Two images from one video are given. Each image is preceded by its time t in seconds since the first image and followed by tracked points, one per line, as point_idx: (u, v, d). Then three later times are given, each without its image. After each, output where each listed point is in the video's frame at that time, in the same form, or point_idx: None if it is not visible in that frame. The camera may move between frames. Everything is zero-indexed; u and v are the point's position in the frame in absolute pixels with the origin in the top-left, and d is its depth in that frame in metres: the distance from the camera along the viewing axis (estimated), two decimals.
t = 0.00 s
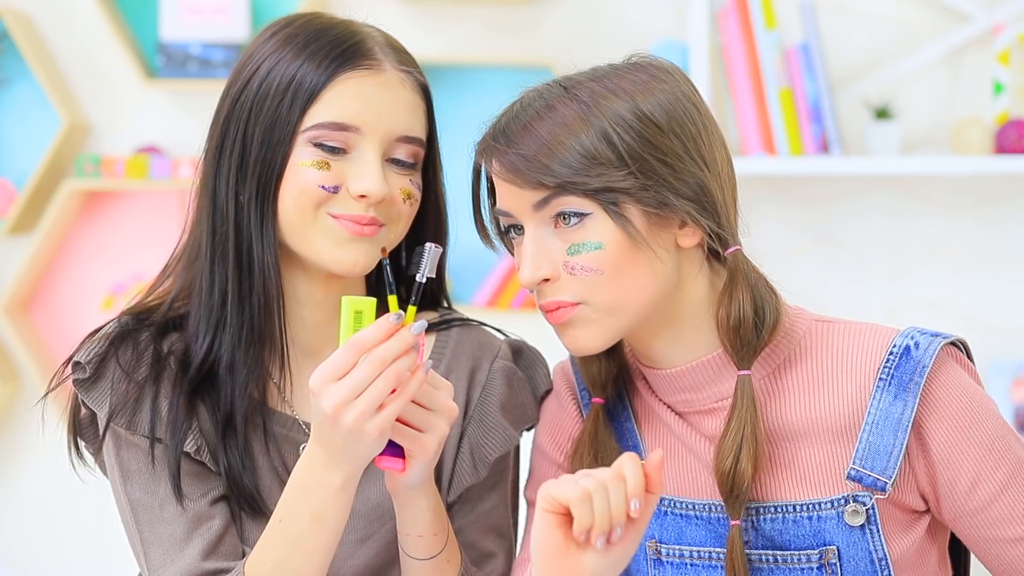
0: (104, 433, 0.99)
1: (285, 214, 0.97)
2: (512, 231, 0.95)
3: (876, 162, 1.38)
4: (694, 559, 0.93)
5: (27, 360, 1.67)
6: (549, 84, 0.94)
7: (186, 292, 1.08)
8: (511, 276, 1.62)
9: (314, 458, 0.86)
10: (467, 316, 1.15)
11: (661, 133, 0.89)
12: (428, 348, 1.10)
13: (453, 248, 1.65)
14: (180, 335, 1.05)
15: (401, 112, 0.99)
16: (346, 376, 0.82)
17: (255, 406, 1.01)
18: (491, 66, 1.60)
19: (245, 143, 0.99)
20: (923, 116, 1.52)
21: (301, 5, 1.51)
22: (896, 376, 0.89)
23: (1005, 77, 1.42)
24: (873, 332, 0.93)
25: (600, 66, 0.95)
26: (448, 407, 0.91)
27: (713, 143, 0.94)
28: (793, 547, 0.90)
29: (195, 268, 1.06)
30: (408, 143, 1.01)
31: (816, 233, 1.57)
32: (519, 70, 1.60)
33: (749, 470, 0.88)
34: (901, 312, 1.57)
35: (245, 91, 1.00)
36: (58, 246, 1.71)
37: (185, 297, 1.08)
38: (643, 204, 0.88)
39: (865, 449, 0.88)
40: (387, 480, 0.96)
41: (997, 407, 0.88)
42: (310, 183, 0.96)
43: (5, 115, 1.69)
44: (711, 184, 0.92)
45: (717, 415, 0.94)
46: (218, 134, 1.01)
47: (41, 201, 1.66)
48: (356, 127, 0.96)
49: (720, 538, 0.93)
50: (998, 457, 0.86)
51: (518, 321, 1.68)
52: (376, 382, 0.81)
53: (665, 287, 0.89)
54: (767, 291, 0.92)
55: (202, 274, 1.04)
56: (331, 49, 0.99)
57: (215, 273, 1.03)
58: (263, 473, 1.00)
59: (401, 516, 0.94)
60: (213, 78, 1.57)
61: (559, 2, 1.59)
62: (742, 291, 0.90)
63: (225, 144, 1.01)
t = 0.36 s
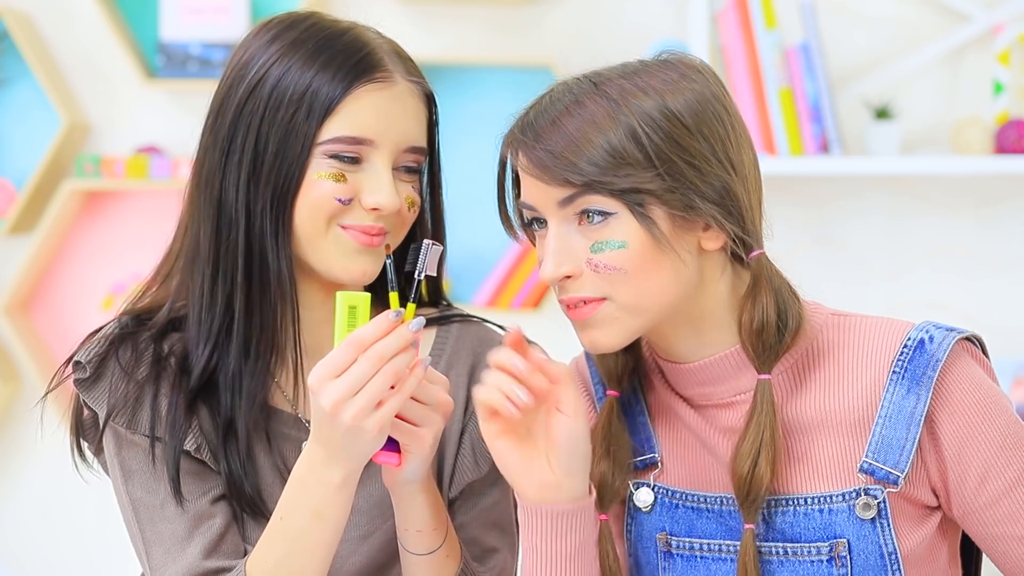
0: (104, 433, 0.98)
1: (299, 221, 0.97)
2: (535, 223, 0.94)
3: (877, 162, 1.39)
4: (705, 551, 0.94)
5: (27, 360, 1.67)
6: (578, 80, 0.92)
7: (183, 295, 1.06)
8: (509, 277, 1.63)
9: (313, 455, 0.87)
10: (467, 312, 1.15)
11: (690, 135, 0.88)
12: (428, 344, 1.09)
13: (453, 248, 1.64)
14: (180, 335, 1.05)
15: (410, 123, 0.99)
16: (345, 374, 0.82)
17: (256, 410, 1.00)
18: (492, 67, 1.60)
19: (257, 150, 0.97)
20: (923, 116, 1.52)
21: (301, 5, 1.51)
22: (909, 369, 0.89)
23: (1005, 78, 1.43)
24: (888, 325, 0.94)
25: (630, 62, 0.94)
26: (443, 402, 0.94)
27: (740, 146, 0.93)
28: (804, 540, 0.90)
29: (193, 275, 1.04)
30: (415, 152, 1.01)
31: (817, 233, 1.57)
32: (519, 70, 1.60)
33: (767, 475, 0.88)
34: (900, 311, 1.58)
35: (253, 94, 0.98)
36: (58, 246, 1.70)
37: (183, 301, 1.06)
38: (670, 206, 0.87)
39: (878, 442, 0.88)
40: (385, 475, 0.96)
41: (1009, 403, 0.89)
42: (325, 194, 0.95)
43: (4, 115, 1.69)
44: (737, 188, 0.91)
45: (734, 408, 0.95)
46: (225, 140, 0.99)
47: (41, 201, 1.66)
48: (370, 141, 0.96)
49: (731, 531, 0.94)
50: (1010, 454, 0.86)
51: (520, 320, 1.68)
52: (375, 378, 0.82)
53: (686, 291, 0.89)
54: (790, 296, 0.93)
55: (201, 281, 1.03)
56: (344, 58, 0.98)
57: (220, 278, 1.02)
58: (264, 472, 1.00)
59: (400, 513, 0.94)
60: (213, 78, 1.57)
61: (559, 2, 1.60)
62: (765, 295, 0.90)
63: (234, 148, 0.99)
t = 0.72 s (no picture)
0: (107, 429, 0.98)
1: (305, 225, 0.98)
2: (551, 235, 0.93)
3: (877, 162, 1.39)
4: (721, 542, 0.94)
5: (27, 360, 1.66)
6: (599, 103, 0.90)
7: (192, 294, 1.06)
8: (510, 276, 1.62)
9: (319, 455, 0.87)
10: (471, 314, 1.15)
11: (709, 161, 0.87)
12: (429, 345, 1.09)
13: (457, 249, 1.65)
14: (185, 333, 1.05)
15: (413, 116, 0.99)
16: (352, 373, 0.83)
17: (263, 412, 1.00)
18: (491, 66, 1.60)
19: (260, 148, 0.97)
20: (923, 116, 1.52)
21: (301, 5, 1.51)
22: (923, 362, 0.89)
23: (1005, 78, 1.43)
24: (902, 322, 0.94)
25: (649, 76, 0.92)
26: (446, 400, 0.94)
27: (762, 173, 0.92)
28: (820, 532, 0.91)
29: (202, 273, 1.04)
30: (417, 147, 1.01)
31: (817, 233, 1.57)
32: (519, 70, 1.60)
33: (781, 499, 0.89)
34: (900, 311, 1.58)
35: (256, 93, 0.98)
36: (58, 246, 1.70)
37: (190, 299, 1.06)
38: (689, 241, 0.86)
39: (894, 435, 0.88)
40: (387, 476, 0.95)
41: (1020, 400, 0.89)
42: (322, 196, 0.96)
43: (4, 115, 1.68)
44: (758, 219, 0.90)
45: (754, 408, 0.95)
46: (230, 140, 0.99)
47: (41, 201, 1.66)
48: (370, 133, 0.96)
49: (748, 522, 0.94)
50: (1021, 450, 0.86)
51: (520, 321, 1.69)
52: (382, 377, 0.83)
53: (700, 317, 0.89)
54: (807, 320, 0.92)
55: (211, 284, 1.02)
56: (343, 52, 0.97)
57: (229, 277, 1.02)
58: (268, 473, 1.01)
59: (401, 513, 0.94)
60: (213, 78, 1.56)
61: (559, 2, 1.60)
62: (782, 321, 0.89)
63: (239, 147, 0.99)
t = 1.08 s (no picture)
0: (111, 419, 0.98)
1: (313, 224, 0.98)
2: (559, 224, 0.93)
3: (877, 162, 1.39)
4: (718, 544, 0.95)
5: (27, 360, 1.66)
6: (615, 91, 0.90)
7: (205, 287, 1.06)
8: (510, 276, 1.61)
9: (324, 441, 0.87)
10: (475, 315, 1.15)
11: (720, 157, 0.87)
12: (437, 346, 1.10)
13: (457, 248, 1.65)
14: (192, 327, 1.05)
15: (424, 117, 0.99)
16: (363, 359, 0.83)
17: (270, 410, 1.00)
18: (492, 67, 1.60)
19: (271, 147, 0.97)
20: (923, 116, 1.52)
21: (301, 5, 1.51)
22: (925, 366, 0.89)
23: (1005, 77, 1.44)
24: (904, 324, 0.94)
25: (667, 69, 0.92)
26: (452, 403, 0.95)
27: (774, 172, 0.92)
28: (818, 535, 0.91)
29: (214, 269, 1.04)
30: (428, 146, 1.01)
31: (817, 233, 1.57)
32: (520, 70, 1.60)
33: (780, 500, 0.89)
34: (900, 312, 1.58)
35: (267, 92, 0.98)
36: (58, 246, 1.70)
37: (202, 293, 1.06)
38: (696, 236, 0.86)
39: (894, 439, 0.88)
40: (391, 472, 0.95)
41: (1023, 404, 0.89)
42: (331, 197, 0.96)
43: (4, 115, 1.68)
44: (767, 218, 0.90)
45: (754, 408, 0.95)
46: (241, 140, 0.99)
47: (41, 201, 1.66)
48: (378, 132, 0.96)
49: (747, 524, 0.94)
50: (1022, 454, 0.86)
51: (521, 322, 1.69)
52: (392, 368, 0.83)
53: (704, 310, 0.89)
54: (812, 324, 0.92)
55: (224, 279, 1.02)
56: (354, 51, 0.97)
57: (240, 276, 1.01)
58: (273, 468, 1.01)
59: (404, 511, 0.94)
60: (213, 78, 1.56)
61: (560, 2, 1.60)
62: (786, 321, 0.89)
63: (250, 147, 0.99)
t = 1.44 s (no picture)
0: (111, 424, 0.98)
1: (314, 223, 0.98)
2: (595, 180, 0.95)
3: (876, 162, 1.39)
4: (723, 540, 0.94)
5: (27, 360, 1.66)
6: (668, 62, 0.91)
7: (206, 288, 1.05)
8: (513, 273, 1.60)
9: (318, 452, 0.86)
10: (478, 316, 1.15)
11: (757, 143, 0.86)
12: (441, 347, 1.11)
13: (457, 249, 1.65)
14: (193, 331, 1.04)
15: (419, 114, 0.99)
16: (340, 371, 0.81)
17: (270, 414, 1.00)
18: (491, 67, 1.60)
19: (268, 148, 0.97)
20: (923, 116, 1.52)
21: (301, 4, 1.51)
22: (934, 369, 0.89)
23: (1005, 77, 1.44)
24: (916, 326, 0.94)
25: (725, 52, 0.92)
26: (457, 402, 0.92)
27: (815, 169, 0.90)
28: (823, 535, 0.91)
29: (212, 270, 1.04)
30: (425, 143, 1.01)
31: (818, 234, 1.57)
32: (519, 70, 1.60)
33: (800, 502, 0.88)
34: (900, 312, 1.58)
35: (262, 93, 0.98)
36: (58, 246, 1.70)
37: (203, 295, 1.05)
38: (717, 215, 0.86)
39: (900, 442, 0.89)
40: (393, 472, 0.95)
41: None
42: (331, 195, 0.96)
43: (4, 115, 1.68)
44: (798, 211, 0.89)
45: (760, 404, 0.96)
46: (238, 141, 0.99)
47: (41, 201, 1.66)
48: (377, 131, 0.96)
49: (753, 522, 0.94)
50: None
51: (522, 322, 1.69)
52: (369, 376, 0.81)
53: (720, 288, 0.88)
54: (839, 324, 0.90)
55: (222, 281, 1.02)
56: (348, 50, 0.97)
57: (238, 277, 1.01)
58: (274, 472, 1.01)
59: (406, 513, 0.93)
60: (213, 78, 1.56)
61: (560, 2, 1.60)
62: (811, 320, 0.88)
63: (247, 148, 0.99)
